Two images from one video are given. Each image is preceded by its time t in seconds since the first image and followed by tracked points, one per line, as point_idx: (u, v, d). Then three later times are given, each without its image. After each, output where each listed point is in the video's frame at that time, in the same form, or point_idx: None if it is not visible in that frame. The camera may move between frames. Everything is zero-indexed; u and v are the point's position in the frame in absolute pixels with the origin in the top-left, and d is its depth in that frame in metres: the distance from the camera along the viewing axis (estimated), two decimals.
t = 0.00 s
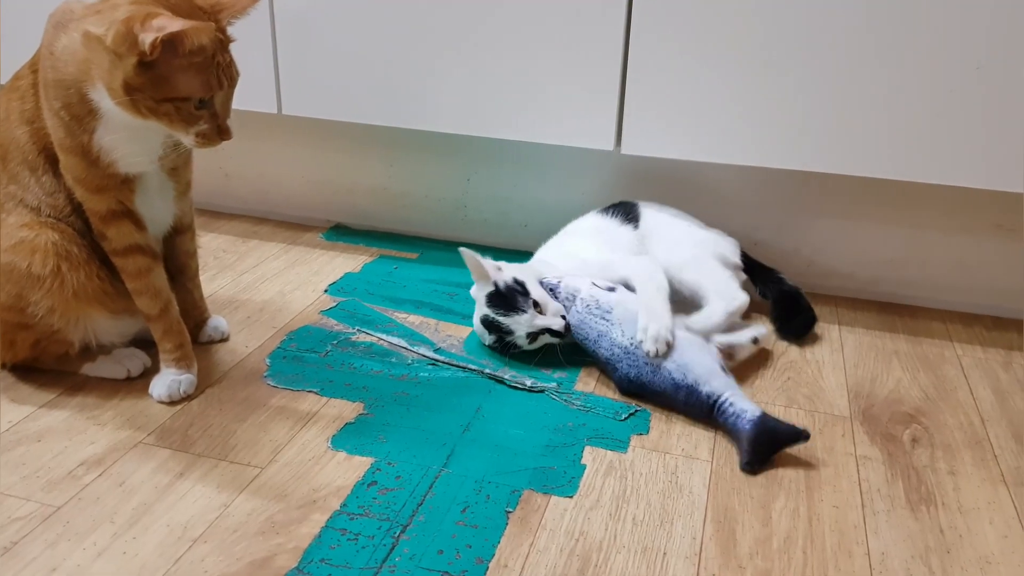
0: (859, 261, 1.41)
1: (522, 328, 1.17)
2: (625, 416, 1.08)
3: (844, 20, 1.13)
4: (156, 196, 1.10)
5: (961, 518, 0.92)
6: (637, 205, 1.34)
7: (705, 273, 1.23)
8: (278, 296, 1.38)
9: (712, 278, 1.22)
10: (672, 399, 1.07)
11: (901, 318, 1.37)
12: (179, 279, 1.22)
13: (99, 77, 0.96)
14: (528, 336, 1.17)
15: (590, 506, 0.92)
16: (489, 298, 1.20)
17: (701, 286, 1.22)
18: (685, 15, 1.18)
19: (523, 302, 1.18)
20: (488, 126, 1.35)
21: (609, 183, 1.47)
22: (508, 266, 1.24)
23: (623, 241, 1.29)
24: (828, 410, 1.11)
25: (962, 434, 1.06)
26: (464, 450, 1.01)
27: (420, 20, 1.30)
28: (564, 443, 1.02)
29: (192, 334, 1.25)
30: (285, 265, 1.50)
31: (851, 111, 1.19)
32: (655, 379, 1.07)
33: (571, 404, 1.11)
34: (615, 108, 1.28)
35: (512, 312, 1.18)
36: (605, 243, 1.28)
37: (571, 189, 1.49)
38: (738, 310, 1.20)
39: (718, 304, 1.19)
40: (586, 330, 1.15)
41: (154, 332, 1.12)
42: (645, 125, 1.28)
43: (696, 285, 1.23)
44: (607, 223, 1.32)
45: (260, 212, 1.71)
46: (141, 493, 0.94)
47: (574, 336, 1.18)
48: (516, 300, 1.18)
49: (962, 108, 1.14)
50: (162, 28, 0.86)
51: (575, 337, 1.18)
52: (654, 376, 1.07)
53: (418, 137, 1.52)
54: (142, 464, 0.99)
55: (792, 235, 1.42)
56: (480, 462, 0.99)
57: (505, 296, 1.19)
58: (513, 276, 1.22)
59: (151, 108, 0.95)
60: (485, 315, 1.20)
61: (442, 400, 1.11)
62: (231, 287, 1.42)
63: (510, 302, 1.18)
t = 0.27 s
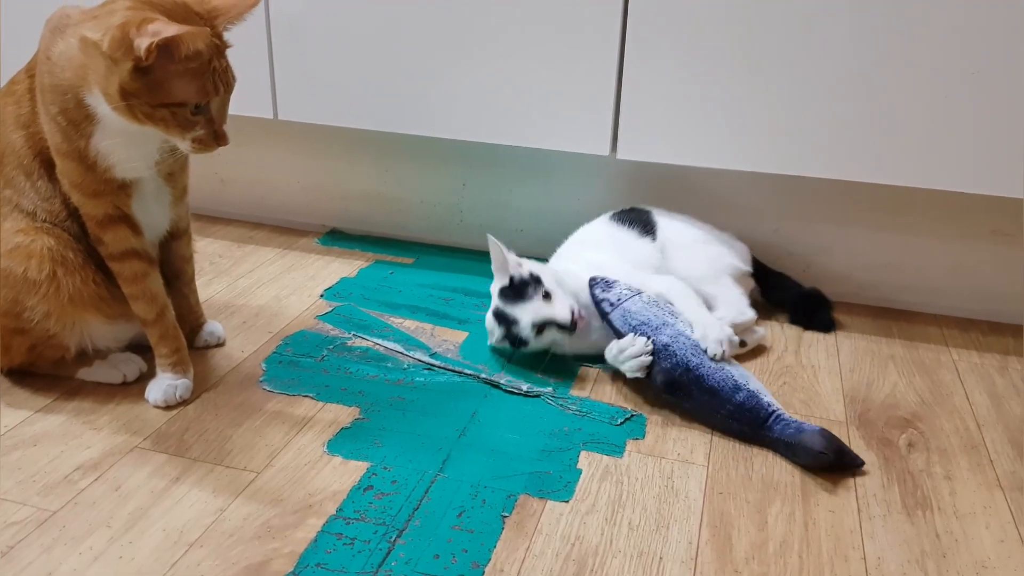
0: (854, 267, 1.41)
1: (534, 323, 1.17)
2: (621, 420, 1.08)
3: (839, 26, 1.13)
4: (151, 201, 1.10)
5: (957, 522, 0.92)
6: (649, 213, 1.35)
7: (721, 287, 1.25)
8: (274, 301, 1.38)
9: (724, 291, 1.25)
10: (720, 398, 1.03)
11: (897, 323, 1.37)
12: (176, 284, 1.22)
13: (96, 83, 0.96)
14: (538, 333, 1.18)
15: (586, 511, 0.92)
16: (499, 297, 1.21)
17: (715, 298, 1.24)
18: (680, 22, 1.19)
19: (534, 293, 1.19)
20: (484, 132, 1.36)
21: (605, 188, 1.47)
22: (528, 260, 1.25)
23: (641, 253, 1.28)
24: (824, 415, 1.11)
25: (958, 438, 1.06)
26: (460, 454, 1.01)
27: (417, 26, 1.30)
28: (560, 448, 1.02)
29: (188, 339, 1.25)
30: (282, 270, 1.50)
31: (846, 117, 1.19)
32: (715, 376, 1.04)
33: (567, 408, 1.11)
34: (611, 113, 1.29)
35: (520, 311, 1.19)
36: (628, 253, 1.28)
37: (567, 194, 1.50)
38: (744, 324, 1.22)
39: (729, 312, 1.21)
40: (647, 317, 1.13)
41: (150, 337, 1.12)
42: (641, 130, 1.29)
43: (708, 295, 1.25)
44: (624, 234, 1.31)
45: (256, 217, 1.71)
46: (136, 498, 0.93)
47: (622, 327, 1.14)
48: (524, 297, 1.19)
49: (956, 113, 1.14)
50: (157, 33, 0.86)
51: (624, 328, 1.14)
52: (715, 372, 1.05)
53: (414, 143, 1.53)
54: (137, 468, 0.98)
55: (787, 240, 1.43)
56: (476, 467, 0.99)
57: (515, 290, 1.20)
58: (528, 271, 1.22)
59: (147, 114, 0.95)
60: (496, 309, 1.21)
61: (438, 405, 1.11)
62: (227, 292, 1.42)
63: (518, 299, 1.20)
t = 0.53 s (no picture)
0: (850, 270, 1.42)
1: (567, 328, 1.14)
2: (617, 424, 1.08)
3: (834, 30, 1.14)
4: (147, 206, 1.10)
5: (953, 525, 0.92)
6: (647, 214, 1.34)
7: (720, 272, 1.24)
8: (270, 305, 1.38)
9: (725, 273, 1.23)
10: (690, 425, 1.04)
11: (892, 326, 1.37)
12: (172, 288, 1.21)
13: (91, 86, 0.96)
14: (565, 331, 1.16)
15: (582, 515, 0.92)
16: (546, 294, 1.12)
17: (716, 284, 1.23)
18: (675, 26, 1.20)
19: (587, 310, 1.12)
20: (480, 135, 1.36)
21: (601, 192, 1.48)
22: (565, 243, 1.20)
23: (637, 247, 1.26)
24: (820, 418, 1.11)
25: (953, 442, 1.07)
26: (456, 458, 1.01)
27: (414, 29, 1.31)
28: (556, 452, 1.02)
29: (184, 343, 1.25)
30: (278, 273, 1.50)
31: (842, 121, 1.20)
32: (676, 403, 1.05)
33: (564, 412, 1.11)
34: (607, 117, 1.29)
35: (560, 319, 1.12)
36: (614, 248, 1.25)
37: (563, 198, 1.50)
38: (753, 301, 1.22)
39: (735, 297, 1.20)
40: (624, 339, 1.13)
41: (146, 341, 1.12)
42: (636, 134, 1.29)
43: (710, 280, 1.24)
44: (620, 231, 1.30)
45: (252, 221, 1.71)
46: (132, 502, 0.93)
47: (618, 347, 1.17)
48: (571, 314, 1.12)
49: (950, 118, 1.15)
50: (152, 35, 0.86)
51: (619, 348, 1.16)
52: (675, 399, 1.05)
53: (411, 147, 1.53)
54: (133, 473, 0.98)
55: (783, 244, 1.43)
56: (472, 470, 0.98)
57: (567, 299, 1.12)
58: (598, 293, 1.12)
59: (143, 117, 0.95)
60: (550, 289, 1.13)
61: (435, 408, 1.11)
62: (223, 296, 1.41)
63: (566, 312, 1.12)
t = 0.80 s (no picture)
0: (849, 272, 1.42)
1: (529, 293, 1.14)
2: (616, 425, 1.08)
3: (832, 31, 1.14)
4: (146, 207, 1.10)
5: (952, 526, 0.92)
6: (643, 218, 1.35)
7: (709, 279, 1.22)
8: (269, 306, 1.38)
9: (714, 283, 1.22)
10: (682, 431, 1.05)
11: (891, 328, 1.37)
12: (171, 289, 1.21)
13: (88, 86, 0.96)
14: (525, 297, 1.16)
15: (581, 516, 0.92)
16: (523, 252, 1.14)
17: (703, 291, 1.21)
18: (673, 28, 1.20)
19: (553, 279, 1.13)
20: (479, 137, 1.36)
21: (600, 194, 1.48)
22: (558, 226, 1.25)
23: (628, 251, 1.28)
24: (819, 419, 1.11)
25: (952, 443, 1.07)
26: (456, 459, 1.01)
27: (413, 31, 1.31)
28: (555, 452, 1.02)
29: (183, 344, 1.25)
30: (277, 274, 1.50)
31: (841, 123, 1.20)
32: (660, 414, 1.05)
33: (563, 413, 1.11)
34: (606, 118, 1.29)
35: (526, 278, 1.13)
36: (607, 251, 1.27)
37: (562, 199, 1.50)
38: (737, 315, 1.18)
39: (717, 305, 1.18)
40: (605, 352, 1.13)
41: (145, 342, 1.12)
42: (635, 136, 1.29)
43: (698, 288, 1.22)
44: (615, 234, 1.32)
45: (252, 222, 1.71)
46: (131, 503, 0.93)
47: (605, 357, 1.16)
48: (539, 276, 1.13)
49: (948, 119, 1.15)
50: (148, 36, 0.86)
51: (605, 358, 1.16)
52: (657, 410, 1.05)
53: (410, 148, 1.53)
54: (131, 474, 0.98)
55: (782, 245, 1.43)
56: (471, 471, 0.98)
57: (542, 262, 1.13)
58: (573, 266, 1.14)
59: (140, 117, 0.95)
60: (531, 246, 1.16)
61: (434, 409, 1.11)
62: (222, 297, 1.41)
63: (537, 272, 1.13)
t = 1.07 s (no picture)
0: (848, 273, 1.42)
1: (549, 290, 1.17)
2: (616, 426, 1.08)
3: (832, 33, 1.14)
4: (146, 207, 1.10)
5: (952, 528, 0.92)
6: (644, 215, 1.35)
7: (714, 275, 1.22)
8: (269, 307, 1.38)
9: (718, 279, 1.22)
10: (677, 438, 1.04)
11: (892, 329, 1.37)
12: (171, 290, 1.22)
13: (88, 87, 0.96)
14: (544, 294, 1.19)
15: (581, 517, 0.92)
16: (551, 249, 1.16)
17: (709, 287, 1.21)
18: (673, 29, 1.20)
19: (576, 281, 1.15)
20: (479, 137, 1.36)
21: (599, 195, 1.48)
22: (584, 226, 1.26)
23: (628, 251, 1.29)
24: (819, 420, 1.11)
25: (952, 444, 1.07)
26: (455, 460, 1.01)
27: (413, 32, 1.31)
28: (555, 453, 1.02)
29: (182, 345, 1.25)
30: (277, 275, 1.50)
31: (841, 124, 1.20)
32: (659, 417, 1.04)
33: (563, 414, 1.11)
34: (606, 119, 1.29)
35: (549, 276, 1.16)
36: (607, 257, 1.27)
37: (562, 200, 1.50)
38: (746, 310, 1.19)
39: (727, 303, 1.18)
40: (615, 348, 1.12)
41: (145, 342, 1.12)
42: (635, 137, 1.29)
43: (703, 285, 1.22)
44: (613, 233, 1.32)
45: (252, 223, 1.71)
46: (131, 504, 0.93)
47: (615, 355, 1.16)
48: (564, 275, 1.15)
49: (949, 120, 1.15)
50: (147, 36, 0.86)
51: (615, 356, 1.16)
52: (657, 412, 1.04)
53: (410, 149, 1.53)
54: (131, 474, 0.98)
55: (782, 246, 1.43)
56: (471, 472, 0.98)
57: (569, 262, 1.16)
58: (597, 271, 1.15)
59: (139, 118, 0.95)
60: (558, 245, 1.18)
61: (434, 410, 1.11)
62: (222, 298, 1.41)
63: (560, 272, 1.15)
